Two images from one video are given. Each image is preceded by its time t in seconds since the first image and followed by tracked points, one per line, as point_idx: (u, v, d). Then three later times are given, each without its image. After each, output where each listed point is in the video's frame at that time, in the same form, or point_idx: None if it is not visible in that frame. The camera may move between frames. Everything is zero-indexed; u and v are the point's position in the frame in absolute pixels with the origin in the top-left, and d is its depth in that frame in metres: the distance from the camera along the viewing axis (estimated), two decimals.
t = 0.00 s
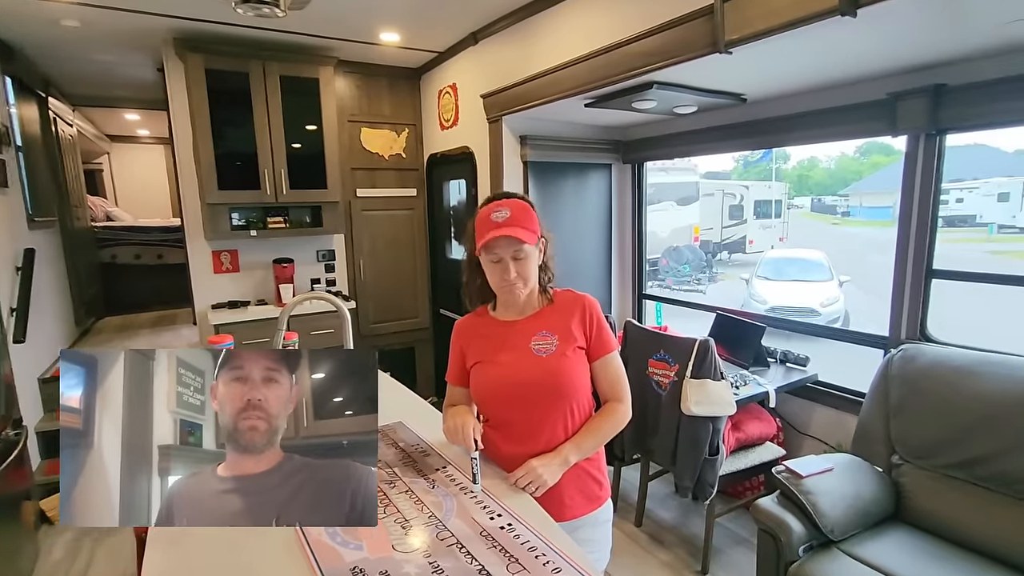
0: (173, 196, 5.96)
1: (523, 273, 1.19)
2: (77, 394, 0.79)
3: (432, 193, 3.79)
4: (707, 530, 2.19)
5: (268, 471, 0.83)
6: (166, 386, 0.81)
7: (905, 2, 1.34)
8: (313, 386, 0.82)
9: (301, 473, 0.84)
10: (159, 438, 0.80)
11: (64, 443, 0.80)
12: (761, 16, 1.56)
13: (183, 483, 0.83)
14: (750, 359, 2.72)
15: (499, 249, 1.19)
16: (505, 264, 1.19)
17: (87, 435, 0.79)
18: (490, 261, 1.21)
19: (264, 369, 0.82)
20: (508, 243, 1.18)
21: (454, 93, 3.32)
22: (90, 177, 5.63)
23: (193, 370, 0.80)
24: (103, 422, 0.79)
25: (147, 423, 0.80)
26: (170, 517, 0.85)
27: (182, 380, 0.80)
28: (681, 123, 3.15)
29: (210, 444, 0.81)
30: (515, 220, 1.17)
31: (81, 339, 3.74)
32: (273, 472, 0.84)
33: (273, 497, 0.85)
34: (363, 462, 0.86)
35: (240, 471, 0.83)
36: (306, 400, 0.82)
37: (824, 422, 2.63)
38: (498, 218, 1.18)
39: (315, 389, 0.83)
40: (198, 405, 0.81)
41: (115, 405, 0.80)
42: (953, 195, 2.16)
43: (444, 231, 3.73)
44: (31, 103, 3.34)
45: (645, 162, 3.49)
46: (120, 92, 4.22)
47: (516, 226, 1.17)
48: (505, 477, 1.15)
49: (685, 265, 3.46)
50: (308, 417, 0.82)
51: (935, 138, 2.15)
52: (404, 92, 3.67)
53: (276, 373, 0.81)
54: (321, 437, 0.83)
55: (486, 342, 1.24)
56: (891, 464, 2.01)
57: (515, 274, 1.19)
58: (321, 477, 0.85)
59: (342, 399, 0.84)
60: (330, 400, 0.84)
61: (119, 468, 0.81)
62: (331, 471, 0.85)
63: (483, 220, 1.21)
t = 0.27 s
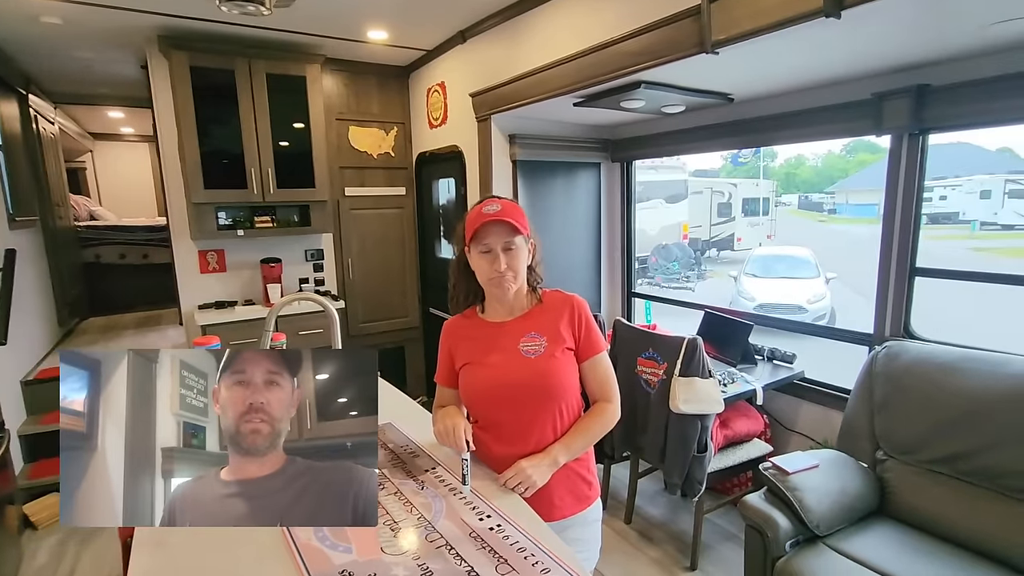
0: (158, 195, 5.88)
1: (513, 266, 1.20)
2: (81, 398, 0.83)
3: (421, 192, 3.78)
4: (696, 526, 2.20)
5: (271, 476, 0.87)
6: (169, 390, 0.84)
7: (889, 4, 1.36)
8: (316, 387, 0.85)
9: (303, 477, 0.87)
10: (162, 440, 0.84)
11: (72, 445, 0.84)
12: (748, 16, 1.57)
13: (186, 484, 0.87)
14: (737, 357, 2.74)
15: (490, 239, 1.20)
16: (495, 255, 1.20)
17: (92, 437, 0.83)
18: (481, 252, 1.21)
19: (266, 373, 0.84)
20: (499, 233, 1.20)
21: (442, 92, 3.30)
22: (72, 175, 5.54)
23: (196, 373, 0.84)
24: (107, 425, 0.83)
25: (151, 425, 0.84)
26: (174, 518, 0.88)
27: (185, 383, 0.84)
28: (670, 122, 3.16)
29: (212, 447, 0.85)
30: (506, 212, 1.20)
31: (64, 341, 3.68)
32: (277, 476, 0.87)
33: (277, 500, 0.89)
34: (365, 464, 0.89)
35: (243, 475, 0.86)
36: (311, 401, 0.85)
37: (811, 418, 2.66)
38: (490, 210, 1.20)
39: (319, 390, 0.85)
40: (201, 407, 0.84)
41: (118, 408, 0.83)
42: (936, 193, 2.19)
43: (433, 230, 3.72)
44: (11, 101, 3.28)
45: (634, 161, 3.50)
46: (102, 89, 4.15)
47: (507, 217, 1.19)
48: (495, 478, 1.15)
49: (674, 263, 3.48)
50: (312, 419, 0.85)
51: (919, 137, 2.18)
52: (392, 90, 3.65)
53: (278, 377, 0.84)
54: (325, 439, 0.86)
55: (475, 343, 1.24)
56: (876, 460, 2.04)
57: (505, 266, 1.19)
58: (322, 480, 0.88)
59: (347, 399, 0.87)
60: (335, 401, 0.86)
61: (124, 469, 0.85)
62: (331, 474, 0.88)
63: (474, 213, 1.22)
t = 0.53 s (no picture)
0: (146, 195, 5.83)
1: (506, 269, 1.20)
2: (87, 400, 0.83)
3: (413, 192, 3.77)
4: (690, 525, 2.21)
5: (279, 476, 0.87)
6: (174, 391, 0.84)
7: (878, 6, 1.37)
8: (320, 387, 0.84)
9: (311, 478, 0.87)
10: (167, 442, 0.84)
11: (78, 447, 0.84)
12: (738, 17, 1.58)
13: (190, 485, 0.86)
14: (729, 355, 2.76)
15: (483, 243, 1.20)
16: (488, 258, 1.20)
17: (98, 439, 0.83)
18: (474, 255, 1.21)
19: (271, 373, 0.84)
20: (493, 236, 1.20)
21: (434, 91, 3.29)
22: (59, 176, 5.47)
23: (200, 374, 0.83)
24: (113, 427, 0.83)
25: (156, 426, 0.83)
26: (180, 519, 0.88)
27: (190, 384, 0.83)
28: (661, 122, 3.17)
29: (217, 448, 0.84)
30: (500, 216, 1.19)
31: (51, 344, 3.63)
32: (286, 476, 0.87)
33: (286, 502, 0.88)
34: (370, 465, 0.87)
35: (248, 477, 0.86)
36: (315, 401, 0.84)
37: (802, 416, 2.68)
38: (483, 214, 1.20)
39: (323, 391, 0.84)
40: (206, 408, 0.84)
41: (123, 410, 0.83)
42: (924, 192, 2.21)
43: (425, 229, 3.71)
44: None
45: (626, 160, 3.51)
46: (89, 89, 4.10)
47: (500, 220, 1.19)
48: (490, 479, 1.15)
49: (666, 262, 3.49)
50: (317, 420, 0.84)
51: (907, 137, 2.20)
52: (384, 89, 3.64)
53: (283, 377, 0.83)
54: (330, 439, 0.85)
55: (468, 344, 1.24)
56: (866, 457, 2.06)
57: (498, 268, 1.19)
58: (331, 480, 0.87)
59: (351, 399, 0.85)
60: (339, 401, 0.85)
61: (130, 470, 0.85)
62: (338, 474, 0.87)
63: (467, 216, 1.22)
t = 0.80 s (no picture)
0: (152, 197, 5.86)
1: (510, 270, 1.20)
2: (84, 400, 0.83)
3: (416, 193, 3.78)
4: (693, 527, 2.21)
5: (276, 475, 0.87)
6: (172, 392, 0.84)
7: (882, 6, 1.37)
8: (318, 387, 0.84)
9: (309, 478, 0.87)
10: (165, 442, 0.84)
11: (76, 447, 0.84)
12: (741, 18, 1.58)
13: (188, 485, 0.87)
14: (733, 357, 2.75)
15: (486, 241, 1.20)
16: (492, 257, 1.20)
17: (95, 439, 0.83)
18: (477, 255, 1.21)
19: (269, 372, 0.84)
20: (496, 235, 1.20)
21: (437, 93, 3.30)
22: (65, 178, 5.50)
23: (199, 374, 0.83)
24: (111, 427, 0.83)
25: (154, 426, 0.83)
26: (179, 518, 0.89)
27: (187, 384, 0.83)
28: (664, 122, 3.17)
29: (216, 448, 0.85)
30: (503, 216, 1.20)
31: (56, 345, 3.65)
32: (283, 476, 0.87)
33: (285, 502, 0.89)
34: (368, 465, 0.88)
35: (245, 477, 0.87)
36: (313, 401, 0.85)
37: (806, 417, 2.67)
38: (486, 213, 1.20)
39: (321, 390, 0.85)
40: (203, 408, 0.84)
41: (120, 409, 0.83)
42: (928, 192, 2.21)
43: (428, 231, 3.71)
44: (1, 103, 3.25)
45: (629, 161, 3.51)
46: (93, 91, 4.12)
47: (504, 220, 1.20)
48: (493, 481, 1.15)
49: (669, 263, 3.49)
50: (314, 419, 0.85)
51: (911, 138, 2.19)
52: (387, 91, 3.65)
53: (281, 377, 0.84)
54: (328, 439, 0.86)
55: (471, 345, 1.24)
56: (871, 458, 2.05)
57: (502, 269, 1.19)
58: (329, 481, 0.88)
59: (348, 399, 0.86)
60: (337, 400, 0.85)
61: (127, 470, 0.85)
62: (336, 475, 0.88)
63: (471, 216, 1.22)
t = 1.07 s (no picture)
0: (156, 198, 5.87)
1: (513, 270, 1.20)
2: (83, 397, 0.82)
3: (419, 195, 3.78)
4: (697, 529, 2.20)
5: (274, 475, 0.88)
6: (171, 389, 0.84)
7: (889, 7, 1.36)
8: (316, 387, 0.85)
9: (310, 476, 0.88)
10: (163, 440, 0.84)
11: (75, 444, 0.84)
12: (745, 19, 1.58)
13: (188, 483, 0.87)
14: (737, 359, 2.74)
15: (490, 242, 1.20)
16: (496, 257, 1.20)
17: (94, 436, 0.83)
18: (481, 255, 1.21)
19: (262, 374, 0.84)
20: (500, 235, 1.20)
21: (441, 94, 3.31)
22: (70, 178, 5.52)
23: (197, 371, 0.83)
24: (109, 425, 0.83)
25: (153, 423, 0.84)
26: (179, 516, 0.89)
27: (186, 382, 0.83)
28: (668, 125, 3.17)
29: (214, 446, 0.85)
30: (507, 216, 1.20)
31: (60, 345, 3.66)
32: (284, 475, 0.87)
33: (284, 501, 0.89)
34: (366, 463, 0.89)
35: (244, 476, 0.87)
36: (311, 400, 0.85)
37: (810, 420, 2.66)
38: (490, 214, 1.20)
39: (319, 389, 0.85)
40: (202, 406, 0.84)
41: (119, 407, 0.83)
42: (933, 195, 2.20)
43: (432, 232, 3.72)
44: (7, 103, 3.27)
45: (632, 163, 3.51)
46: (99, 93, 4.14)
47: (508, 220, 1.19)
48: (497, 481, 1.15)
49: (672, 265, 3.48)
50: (312, 419, 0.85)
51: (916, 140, 2.18)
52: (391, 93, 3.66)
53: (274, 377, 0.84)
54: (326, 439, 0.87)
55: (474, 346, 1.24)
56: (876, 462, 2.04)
57: (505, 269, 1.19)
58: (329, 480, 0.89)
59: (346, 399, 0.86)
60: (335, 400, 0.86)
61: (126, 468, 0.85)
62: (336, 473, 0.89)
63: (475, 217, 1.23)
